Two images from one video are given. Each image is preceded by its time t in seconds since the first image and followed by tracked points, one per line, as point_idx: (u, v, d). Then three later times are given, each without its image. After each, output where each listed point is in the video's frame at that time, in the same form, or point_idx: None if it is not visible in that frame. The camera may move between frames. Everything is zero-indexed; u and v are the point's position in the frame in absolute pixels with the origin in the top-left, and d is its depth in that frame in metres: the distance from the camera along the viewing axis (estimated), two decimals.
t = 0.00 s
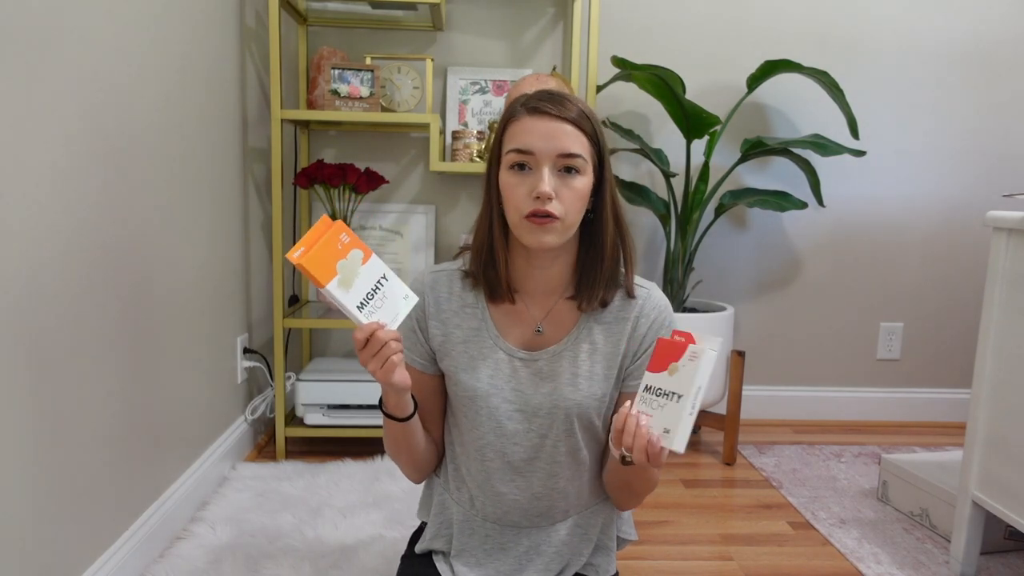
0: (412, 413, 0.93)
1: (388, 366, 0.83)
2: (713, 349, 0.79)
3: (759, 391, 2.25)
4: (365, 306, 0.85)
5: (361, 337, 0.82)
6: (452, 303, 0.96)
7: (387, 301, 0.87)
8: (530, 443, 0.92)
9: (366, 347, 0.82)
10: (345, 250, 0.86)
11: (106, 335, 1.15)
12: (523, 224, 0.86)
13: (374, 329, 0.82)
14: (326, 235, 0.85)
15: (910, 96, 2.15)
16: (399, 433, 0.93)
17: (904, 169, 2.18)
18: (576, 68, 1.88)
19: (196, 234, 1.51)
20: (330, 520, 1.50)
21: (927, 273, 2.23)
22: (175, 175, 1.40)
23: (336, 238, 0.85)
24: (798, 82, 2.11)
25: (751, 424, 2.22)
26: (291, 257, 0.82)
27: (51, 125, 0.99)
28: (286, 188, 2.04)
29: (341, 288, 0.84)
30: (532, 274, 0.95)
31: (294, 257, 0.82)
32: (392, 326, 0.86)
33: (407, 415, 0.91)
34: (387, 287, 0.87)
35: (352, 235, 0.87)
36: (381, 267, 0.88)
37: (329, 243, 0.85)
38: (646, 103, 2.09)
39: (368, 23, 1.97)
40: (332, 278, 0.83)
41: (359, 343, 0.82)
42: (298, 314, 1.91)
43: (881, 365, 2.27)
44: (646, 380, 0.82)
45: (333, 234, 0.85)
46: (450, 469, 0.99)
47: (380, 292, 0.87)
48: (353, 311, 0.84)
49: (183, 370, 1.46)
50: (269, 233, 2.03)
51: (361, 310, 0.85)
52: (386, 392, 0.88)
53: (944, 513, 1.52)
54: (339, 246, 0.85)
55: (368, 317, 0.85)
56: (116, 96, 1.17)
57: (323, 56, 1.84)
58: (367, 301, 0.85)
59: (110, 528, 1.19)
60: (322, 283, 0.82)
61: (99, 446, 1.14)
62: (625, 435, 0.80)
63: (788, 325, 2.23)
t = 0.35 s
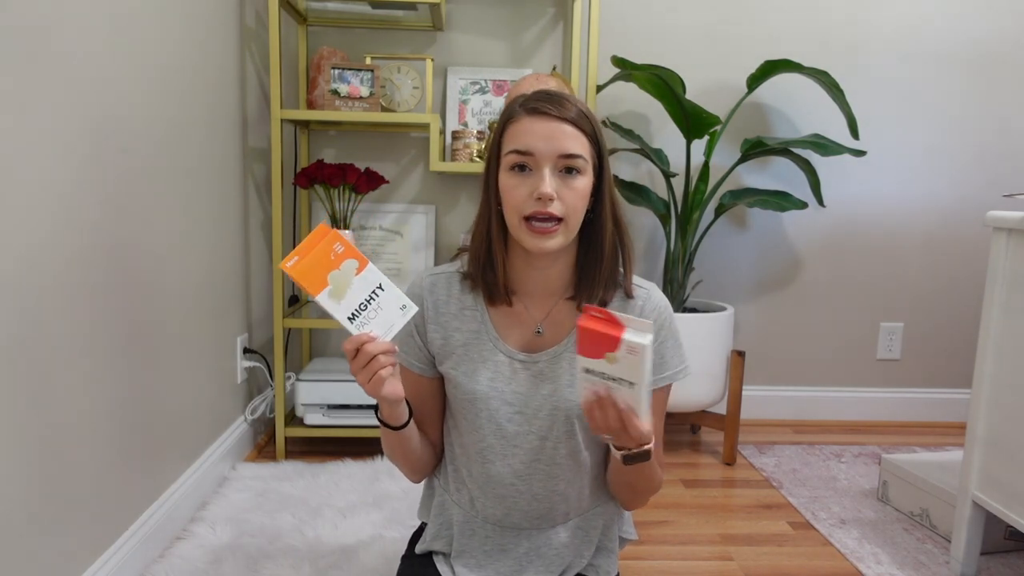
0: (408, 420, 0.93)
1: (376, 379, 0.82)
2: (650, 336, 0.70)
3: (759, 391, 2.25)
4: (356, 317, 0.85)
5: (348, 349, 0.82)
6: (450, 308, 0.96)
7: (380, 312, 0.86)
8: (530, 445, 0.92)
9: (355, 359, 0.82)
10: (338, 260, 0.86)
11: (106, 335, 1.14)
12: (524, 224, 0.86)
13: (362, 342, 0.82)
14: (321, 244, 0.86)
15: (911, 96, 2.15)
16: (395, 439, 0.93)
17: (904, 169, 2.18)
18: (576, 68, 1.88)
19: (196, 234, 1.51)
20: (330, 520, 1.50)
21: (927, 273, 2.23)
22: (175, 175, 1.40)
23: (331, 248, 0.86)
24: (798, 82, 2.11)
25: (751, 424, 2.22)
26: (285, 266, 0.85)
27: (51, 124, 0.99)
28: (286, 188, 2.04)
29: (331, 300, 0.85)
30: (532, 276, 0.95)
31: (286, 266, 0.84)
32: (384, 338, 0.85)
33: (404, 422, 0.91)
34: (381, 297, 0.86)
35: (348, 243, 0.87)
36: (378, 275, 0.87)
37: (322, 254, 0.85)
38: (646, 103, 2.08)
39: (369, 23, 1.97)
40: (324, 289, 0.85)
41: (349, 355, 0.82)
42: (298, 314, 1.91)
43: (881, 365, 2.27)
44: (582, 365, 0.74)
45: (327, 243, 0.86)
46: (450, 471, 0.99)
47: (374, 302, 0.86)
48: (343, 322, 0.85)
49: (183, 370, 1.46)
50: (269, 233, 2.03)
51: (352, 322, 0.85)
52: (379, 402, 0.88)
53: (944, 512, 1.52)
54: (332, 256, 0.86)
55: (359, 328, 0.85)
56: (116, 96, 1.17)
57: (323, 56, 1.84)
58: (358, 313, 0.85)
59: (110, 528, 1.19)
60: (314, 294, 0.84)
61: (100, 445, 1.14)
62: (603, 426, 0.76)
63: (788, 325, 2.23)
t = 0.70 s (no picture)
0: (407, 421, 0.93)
1: (375, 381, 0.83)
2: (506, 272, 0.78)
3: (759, 391, 2.25)
4: (355, 316, 0.85)
5: (347, 346, 0.83)
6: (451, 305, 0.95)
7: (378, 312, 0.85)
8: (531, 439, 0.92)
9: (354, 357, 0.83)
10: (340, 257, 0.85)
11: (106, 335, 1.14)
12: (524, 215, 0.86)
13: (358, 342, 0.83)
14: (324, 241, 0.85)
15: (911, 97, 2.15)
16: (393, 440, 0.92)
17: (904, 169, 2.18)
18: (576, 68, 1.88)
19: (196, 234, 1.51)
20: (330, 520, 1.50)
21: (927, 273, 2.23)
22: (175, 175, 1.40)
23: (333, 244, 0.85)
24: (798, 82, 2.11)
25: (751, 424, 2.22)
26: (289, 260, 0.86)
27: (51, 125, 0.99)
28: (286, 188, 2.04)
29: (331, 297, 0.85)
30: (532, 270, 0.95)
31: (290, 261, 0.85)
32: (383, 338, 0.85)
33: (403, 423, 0.91)
34: (382, 297, 0.85)
35: (352, 240, 0.86)
36: (381, 273, 0.86)
37: (324, 250, 0.85)
38: (646, 103, 2.09)
39: (369, 23, 1.97)
40: (324, 286, 0.85)
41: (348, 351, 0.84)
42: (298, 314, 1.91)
43: (881, 365, 2.27)
44: (466, 331, 0.79)
45: (330, 240, 0.85)
46: (449, 469, 0.99)
47: (374, 301, 0.85)
48: (342, 319, 0.85)
49: (183, 370, 1.46)
50: (269, 233, 2.03)
51: (351, 319, 0.85)
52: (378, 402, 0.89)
53: (944, 513, 1.52)
54: (334, 253, 0.85)
55: (357, 326, 0.85)
56: (116, 97, 1.17)
57: (323, 56, 1.84)
58: (358, 311, 0.85)
59: (110, 528, 1.19)
60: (314, 290, 0.85)
61: (100, 445, 1.14)
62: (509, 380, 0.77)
63: (788, 325, 2.23)
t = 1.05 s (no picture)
0: (406, 421, 0.93)
1: (368, 381, 0.83)
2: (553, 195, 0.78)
3: (759, 391, 2.25)
4: (348, 317, 0.85)
5: (341, 346, 0.83)
6: (447, 306, 0.96)
7: (371, 313, 0.85)
8: (529, 438, 0.92)
9: (347, 357, 0.83)
10: (334, 259, 0.86)
11: (106, 335, 1.14)
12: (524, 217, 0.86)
13: (350, 342, 0.83)
14: (319, 243, 0.86)
15: (911, 96, 2.15)
16: (393, 439, 0.93)
17: (904, 169, 2.18)
18: (576, 68, 1.88)
19: (196, 234, 1.52)
20: (330, 520, 1.50)
21: (927, 273, 2.23)
22: (175, 175, 1.40)
23: (327, 246, 0.86)
24: (798, 82, 2.11)
25: (751, 424, 2.22)
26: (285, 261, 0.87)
27: (51, 125, 0.99)
28: (286, 188, 2.04)
29: (325, 298, 0.86)
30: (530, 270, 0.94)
31: (285, 262, 0.86)
32: (376, 339, 0.85)
33: (400, 424, 0.91)
34: (374, 298, 0.85)
35: (346, 242, 0.86)
36: (374, 275, 0.86)
37: (319, 251, 0.86)
38: (646, 103, 2.09)
39: (369, 23, 1.97)
40: (318, 287, 0.86)
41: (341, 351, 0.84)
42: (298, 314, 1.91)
43: (881, 365, 2.27)
44: (499, 245, 0.78)
45: (324, 242, 0.86)
46: (451, 470, 0.99)
47: (368, 302, 0.85)
48: (336, 320, 0.86)
49: (183, 370, 1.46)
50: (269, 233, 2.03)
51: (344, 320, 0.86)
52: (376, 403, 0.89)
53: (944, 512, 1.52)
54: (328, 254, 0.86)
55: (350, 327, 0.85)
56: (116, 97, 1.17)
57: (323, 56, 1.84)
58: (351, 311, 0.85)
59: (109, 528, 1.19)
60: (308, 291, 0.86)
61: (100, 444, 1.14)
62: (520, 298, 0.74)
63: (788, 325, 2.23)
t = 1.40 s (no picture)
0: (402, 423, 0.93)
1: (363, 386, 0.83)
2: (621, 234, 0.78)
3: (759, 391, 2.25)
4: (349, 320, 0.85)
5: (339, 350, 0.84)
6: (446, 308, 0.96)
7: (372, 319, 0.85)
8: (528, 441, 0.92)
9: (343, 362, 0.84)
10: (338, 262, 0.85)
11: (106, 334, 1.14)
12: (511, 222, 0.86)
13: (349, 346, 0.83)
14: (325, 243, 0.86)
15: (910, 96, 2.15)
16: (388, 441, 0.93)
17: (904, 169, 2.18)
18: (576, 68, 1.88)
19: (196, 234, 1.52)
20: (330, 520, 1.50)
21: (927, 273, 2.23)
22: (175, 175, 1.40)
23: (333, 248, 0.86)
24: (798, 82, 2.11)
25: (751, 424, 2.22)
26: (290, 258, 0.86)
27: (52, 125, 1.00)
28: (286, 188, 2.04)
29: (328, 300, 0.85)
30: (525, 271, 0.94)
31: (290, 261, 0.86)
32: (374, 345, 0.85)
33: (397, 425, 0.91)
34: (376, 304, 0.85)
35: (352, 245, 0.86)
36: (377, 281, 0.86)
37: (325, 253, 0.85)
38: (646, 103, 2.09)
39: (369, 23, 1.98)
40: (320, 289, 0.85)
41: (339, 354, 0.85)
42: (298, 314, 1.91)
43: (881, 365, 2.27)
44: (551, 268, 0.77)
45: (330, 244, 0.86)
46: (448, 472, 0.99)
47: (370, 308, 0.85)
48: (336, 322, 0.86)
49: (183, 370, 1.46)
50: (269, 233, 2.03)
51: (345, 323, 0.86)
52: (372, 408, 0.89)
53: (944, 512, 1.52)
54: (333, 256, 0.85)
55: (350, 331, 0.85)
56: (116, 97, 1.17)
57: (323, 56, 1.84)
58: (352, 315, 0.85)
59: (110, 528, 1.19)
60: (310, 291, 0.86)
61: (100, 444, 1.14)
62: (561, 336, 0.75)
63: (788, 325, 2.23)
